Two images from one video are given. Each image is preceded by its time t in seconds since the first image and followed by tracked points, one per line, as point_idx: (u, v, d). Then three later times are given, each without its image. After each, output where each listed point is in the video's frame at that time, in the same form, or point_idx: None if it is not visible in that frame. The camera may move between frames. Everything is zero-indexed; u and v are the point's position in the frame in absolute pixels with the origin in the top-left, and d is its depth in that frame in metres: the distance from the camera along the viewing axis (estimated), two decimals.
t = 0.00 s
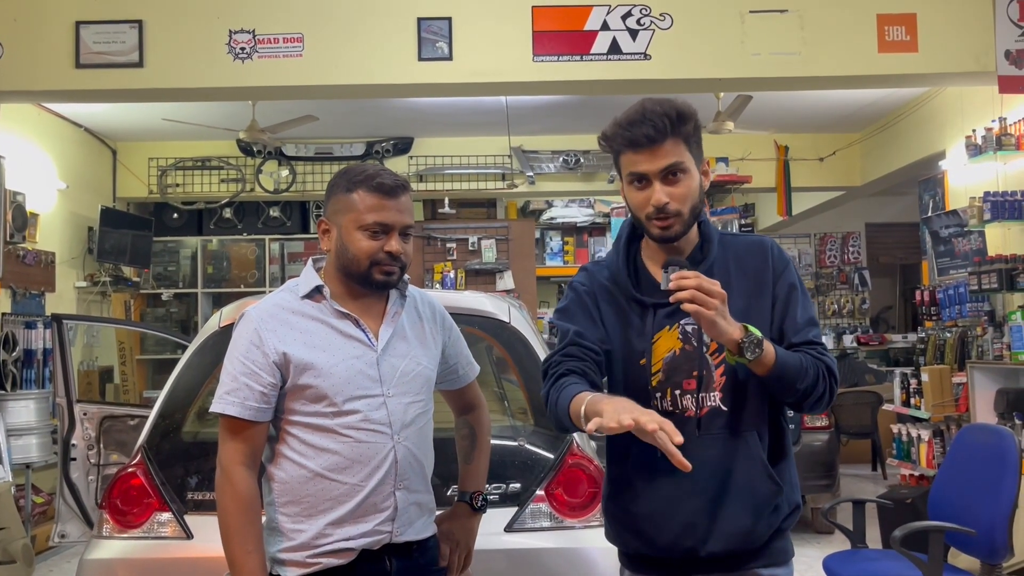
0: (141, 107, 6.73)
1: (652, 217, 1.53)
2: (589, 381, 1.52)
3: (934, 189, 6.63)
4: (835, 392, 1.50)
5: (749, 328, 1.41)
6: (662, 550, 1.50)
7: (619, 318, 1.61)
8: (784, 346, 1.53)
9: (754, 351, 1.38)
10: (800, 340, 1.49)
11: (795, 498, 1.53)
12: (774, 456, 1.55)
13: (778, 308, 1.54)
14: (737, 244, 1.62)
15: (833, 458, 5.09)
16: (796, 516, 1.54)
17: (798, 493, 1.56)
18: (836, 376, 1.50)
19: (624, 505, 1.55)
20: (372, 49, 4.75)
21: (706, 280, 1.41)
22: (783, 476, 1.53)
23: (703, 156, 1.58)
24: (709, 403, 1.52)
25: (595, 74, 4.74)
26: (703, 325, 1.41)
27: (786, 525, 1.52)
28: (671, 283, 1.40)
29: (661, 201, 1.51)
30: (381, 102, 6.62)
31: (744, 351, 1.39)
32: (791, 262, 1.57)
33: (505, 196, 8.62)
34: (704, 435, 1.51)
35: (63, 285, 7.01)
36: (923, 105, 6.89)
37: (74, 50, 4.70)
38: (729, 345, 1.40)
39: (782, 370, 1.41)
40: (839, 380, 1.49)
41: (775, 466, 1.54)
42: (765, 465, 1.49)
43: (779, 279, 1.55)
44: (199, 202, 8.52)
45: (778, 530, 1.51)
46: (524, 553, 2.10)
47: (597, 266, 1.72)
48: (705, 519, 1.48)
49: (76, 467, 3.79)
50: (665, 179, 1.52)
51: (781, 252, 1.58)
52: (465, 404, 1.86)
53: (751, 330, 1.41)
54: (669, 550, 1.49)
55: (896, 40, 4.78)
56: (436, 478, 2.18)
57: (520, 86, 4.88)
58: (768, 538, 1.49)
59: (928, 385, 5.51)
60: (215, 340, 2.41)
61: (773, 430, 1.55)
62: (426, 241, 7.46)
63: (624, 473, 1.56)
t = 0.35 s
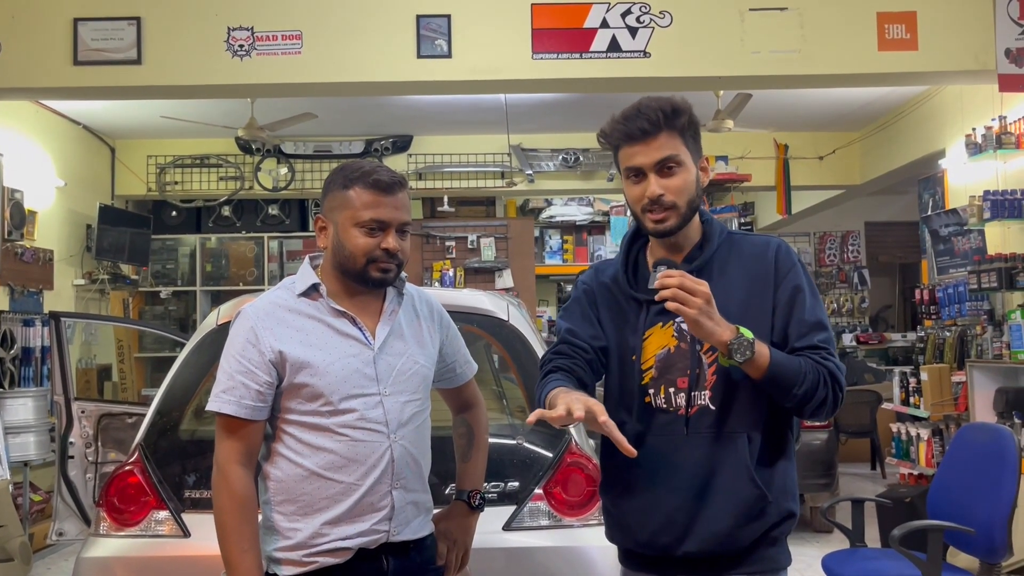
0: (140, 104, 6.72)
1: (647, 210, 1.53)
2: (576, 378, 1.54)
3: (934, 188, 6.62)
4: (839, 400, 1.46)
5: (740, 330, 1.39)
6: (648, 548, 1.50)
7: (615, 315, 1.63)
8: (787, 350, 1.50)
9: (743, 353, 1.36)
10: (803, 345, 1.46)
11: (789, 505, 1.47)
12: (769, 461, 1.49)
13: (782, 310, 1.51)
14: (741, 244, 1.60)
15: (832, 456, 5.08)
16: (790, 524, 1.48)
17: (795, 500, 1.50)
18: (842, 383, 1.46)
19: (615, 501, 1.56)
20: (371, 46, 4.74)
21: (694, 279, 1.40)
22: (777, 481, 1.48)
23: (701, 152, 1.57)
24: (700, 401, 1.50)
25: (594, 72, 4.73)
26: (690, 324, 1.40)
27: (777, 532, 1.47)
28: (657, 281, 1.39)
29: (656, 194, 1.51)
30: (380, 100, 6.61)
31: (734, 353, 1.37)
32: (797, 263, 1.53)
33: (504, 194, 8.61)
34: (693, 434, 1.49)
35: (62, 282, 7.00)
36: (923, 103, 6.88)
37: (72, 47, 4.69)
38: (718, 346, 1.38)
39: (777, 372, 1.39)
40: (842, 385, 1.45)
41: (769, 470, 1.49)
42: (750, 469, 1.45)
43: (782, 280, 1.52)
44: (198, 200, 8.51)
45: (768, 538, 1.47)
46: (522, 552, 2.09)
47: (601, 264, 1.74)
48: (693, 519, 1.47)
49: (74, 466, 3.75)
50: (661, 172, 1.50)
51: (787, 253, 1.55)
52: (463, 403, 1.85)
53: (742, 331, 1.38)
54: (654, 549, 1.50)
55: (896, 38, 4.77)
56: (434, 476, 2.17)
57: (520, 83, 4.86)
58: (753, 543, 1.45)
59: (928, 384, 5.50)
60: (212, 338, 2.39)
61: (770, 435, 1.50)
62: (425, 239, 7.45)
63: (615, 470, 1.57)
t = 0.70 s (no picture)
0: (139, 102, 6.71)
1: (644, 201, 1.53)
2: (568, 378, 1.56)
3: (934, 186, 6.62)
4: (839, 402, 1.45)
5: (739, 329, 1.39)
6: (644, 544, 1.50)
7: (614, 314, 1.64)
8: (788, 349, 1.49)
9: (741, 352, 1.37)
10: (804, 345, 1.45)
11: (784, 505, 1.46)
12: (766, 458, 1.49)
13: (783, 309, 1.50)
14: (744, 242, 1.59)
15: (832, 455, 5.08)
16: (787, 524, 1.46)
17: (793, 500, 1.48)
18: (844, 384, 1.45)
19: (612, 497, 1.56)
20: (371, 44, 4.73)
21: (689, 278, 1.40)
22: (773, 481, 1.47)
23: (706, 147, 1.56)
24: (697, 398, 1.50)
25: (594, 70, 4.73)
26: (687, 323, 1.40)
27: (772, 534, 1.45)
28: (651, 280, 1.39)
29: (651, 185, 1.51)
30: (379, 97, 6.59)
31: (731, 352, 1.37)
32: (800, 262, 1.52)
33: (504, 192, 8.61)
34: (689, 430, 1.49)
35: (61, 280, 7.00)
36: (923, 102, 6.87)
37: (71, 44, 4.68)
38: (715, 345, 1.38)
39: (775, 372, 1.39)
40: (843, 386, 1.44)
41: (766, 467, 1.48)
42: (744, 466, 1.44)
43: (784, 279, 1.51)
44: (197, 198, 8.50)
45: (762, 538, 1.45)
46: (522, 550, 2.08)
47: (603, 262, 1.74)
48: (688, 516, 1.46)
49: (72, 463, 3.75)
50: (657, 163, 1.51)
51: (790, 252, 1.54)
52: (462, 400, 1.84)
53: (739, 330, 1.38)
54: (649, 546, 1.49)
55: (897, 36, 4.76)
56: (434, 474, 2.16)
57: (519, 81, 4.85)
58: (748, 541, 1.44)
59: (928, 383, 5.50)
60: (211, 336, 2.38)
61: (768, 430, 1.50)
62: (424, 237, 7.45)
63: (613, 465, 1.57)
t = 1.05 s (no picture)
0: (139, 100, 6.71)
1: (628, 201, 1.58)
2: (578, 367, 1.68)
3: (935, 186, 6.61)
4: (836, 407, 1.44)
5: (723, 339, 1.39)
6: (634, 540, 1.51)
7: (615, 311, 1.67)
8: (782, 353, 1.49)
9: (722, 364, 1.37)
10: (798, 351, 1.45)
11: (766, 508, 1.43)
12: (751, 459, 1.47)
13: (777, 313, 1.49)
14: (744, 240, 1.58)
15: (832, 454, 5.08)
16: (770, 528, 1.43)
17: (778, 504, 1.45)
18: (839, 390, 1.44)
19: (609, 493, 1.57)
20: (371, 43, 4.73)
21: (670, 288, 1.40)
22: (755, 483, 1.44)
23: (696, 149, 1.56)
24: (682, 395, 1.50)
25: (594, 69, 4.73)
26: (669, 333, 1.40)
27: (752, 537, 1.43)
28: (632, 293, 1.40)
29: (629, 185, 1.56)
30: (378, 95, 6.59)
31: (714, 363, 1.38)
32: (798, 263, 1.51)
33: (503, 191, 8.60)
34: (675, 426, 1.49)
35: (61, 279, 6.99)
36: (923, 101, 6.87)
37: (71, 42, 4.68)
38: (699, 356, 1.39)
39: (763, 379, 1.39)
40: (838, 395, 1.43)
41: (749, 469, 1.45)
42: (723, 469, 1.43)
43: (780, 280, 1.50)
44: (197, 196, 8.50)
45: (744, 539, 1.43)
46: (521, 549, 2.09)
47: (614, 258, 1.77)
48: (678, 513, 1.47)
49: (72, 461, 3.76)
50: (635, 164, 1.55)
51: (787, 252, 1.53)
52: (461, 398, 1.85)
53: (724, 341, 1.39)
54: (631, 541, 1.51)
55: (897, 35, 4.76)
56: (433, 473, 2.17)
57: (520, 79, 4.85)
58: (727, 540, 1.43)
59: (927, 382, 5.51)
60: (211, 334, 2.38)
61: (755, 431, 1.47)
62: (424, 235, 7.44)
63: (609, 461, 1.58)
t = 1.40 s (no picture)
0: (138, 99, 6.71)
1: (662, 196, 1.53)
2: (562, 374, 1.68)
3: (934, 186, 6.61)
4: (836, 403, 1.45)
5: (725, 335, 1.39)
6: (634, 539, 1.51)
7: (610, 310, 1.67)
8: (782, 351, 1.49)
9: (725, 359, 1.37)
10: (798, 348, 1.45)
11: (773, 506, 1.44)
12: (758, 457, 1.47)
13: (777, 311, 1.49)
14: (743, 240, 1.58)
15: (831, 454, 5.09)
16: (777, 526, 1.44)
17: (784, 501, 1.46)
18: (840, 386, 1.45)
19: (611, 492, 1.58)
20: (371, 42, 4.73)
21: (674, 283, 1.40)
22: (762, 481, 1.45)
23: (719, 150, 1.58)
24: (686, 394, 1.50)
25: (594, 68, 4.73)
26: (672, 330, 1.40)
27: (760, 534, 1.43)
28: (636, 288, 1.41)
29: (673, 181, 1.52)
30: (378, 94, 6.59)
31: (716, 358, 1.38)
32: (797, 262, 1.51)
33: (503, 190, 8.60)
34: (680, 427, 1.49)
35: (60, 278, 7.00)
36: (924, 101, 6.86)
37: (71, 41, 4.68)
38: (701, 351, 1.39)
39: (764, 377, 1.39)
40: (837, 391, 1.43)
41: (755, 470, 1.46)
42: (731, 464, 1.43)
43: (780, 278, 1.50)
44: (196, 195, 8.50)
45: (751, 538, 1.44)
46: (520, 549, 2.09)
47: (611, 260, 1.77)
48: (680, 513, 1.47)
49: (72, 459, 3.77)
50: (680, 160, 1.51)
51: (787, 252, 1.53)
52: (461, 397, 1.84)
53: (725, 336, 1.39)
54: (638, 540, 1.51)
55: (897, 35, 4.76)
56: (432, 472, 2.18)
57: (520, 79, 4.85)
58: (733, 540, 1.43)
59: (927, 382, 5.52)
60: (210, 333, 2.37)
61: (764, 429, 1.48)
62: (424, 235, 7.44)
63: (611, 460, 1.58)
